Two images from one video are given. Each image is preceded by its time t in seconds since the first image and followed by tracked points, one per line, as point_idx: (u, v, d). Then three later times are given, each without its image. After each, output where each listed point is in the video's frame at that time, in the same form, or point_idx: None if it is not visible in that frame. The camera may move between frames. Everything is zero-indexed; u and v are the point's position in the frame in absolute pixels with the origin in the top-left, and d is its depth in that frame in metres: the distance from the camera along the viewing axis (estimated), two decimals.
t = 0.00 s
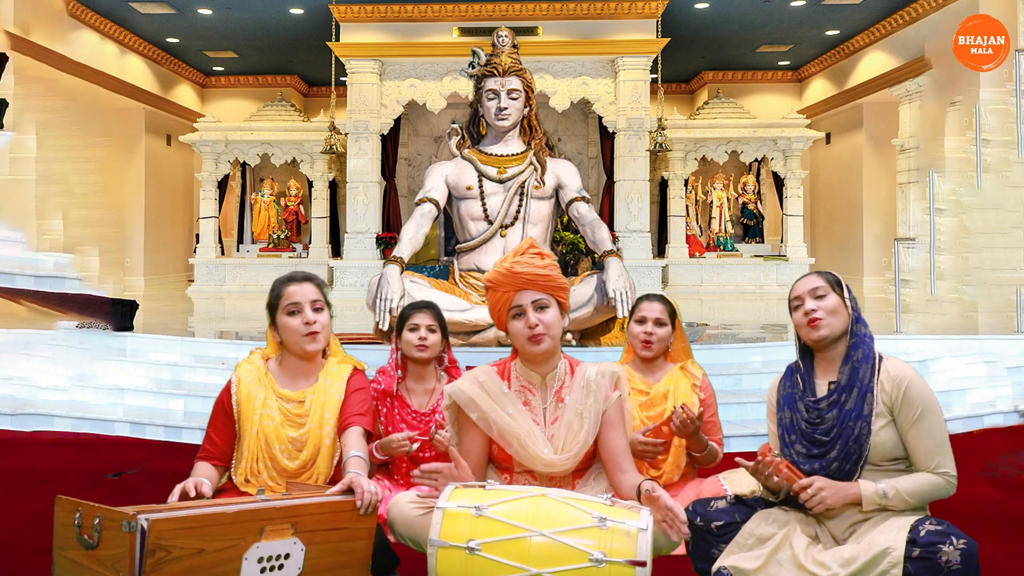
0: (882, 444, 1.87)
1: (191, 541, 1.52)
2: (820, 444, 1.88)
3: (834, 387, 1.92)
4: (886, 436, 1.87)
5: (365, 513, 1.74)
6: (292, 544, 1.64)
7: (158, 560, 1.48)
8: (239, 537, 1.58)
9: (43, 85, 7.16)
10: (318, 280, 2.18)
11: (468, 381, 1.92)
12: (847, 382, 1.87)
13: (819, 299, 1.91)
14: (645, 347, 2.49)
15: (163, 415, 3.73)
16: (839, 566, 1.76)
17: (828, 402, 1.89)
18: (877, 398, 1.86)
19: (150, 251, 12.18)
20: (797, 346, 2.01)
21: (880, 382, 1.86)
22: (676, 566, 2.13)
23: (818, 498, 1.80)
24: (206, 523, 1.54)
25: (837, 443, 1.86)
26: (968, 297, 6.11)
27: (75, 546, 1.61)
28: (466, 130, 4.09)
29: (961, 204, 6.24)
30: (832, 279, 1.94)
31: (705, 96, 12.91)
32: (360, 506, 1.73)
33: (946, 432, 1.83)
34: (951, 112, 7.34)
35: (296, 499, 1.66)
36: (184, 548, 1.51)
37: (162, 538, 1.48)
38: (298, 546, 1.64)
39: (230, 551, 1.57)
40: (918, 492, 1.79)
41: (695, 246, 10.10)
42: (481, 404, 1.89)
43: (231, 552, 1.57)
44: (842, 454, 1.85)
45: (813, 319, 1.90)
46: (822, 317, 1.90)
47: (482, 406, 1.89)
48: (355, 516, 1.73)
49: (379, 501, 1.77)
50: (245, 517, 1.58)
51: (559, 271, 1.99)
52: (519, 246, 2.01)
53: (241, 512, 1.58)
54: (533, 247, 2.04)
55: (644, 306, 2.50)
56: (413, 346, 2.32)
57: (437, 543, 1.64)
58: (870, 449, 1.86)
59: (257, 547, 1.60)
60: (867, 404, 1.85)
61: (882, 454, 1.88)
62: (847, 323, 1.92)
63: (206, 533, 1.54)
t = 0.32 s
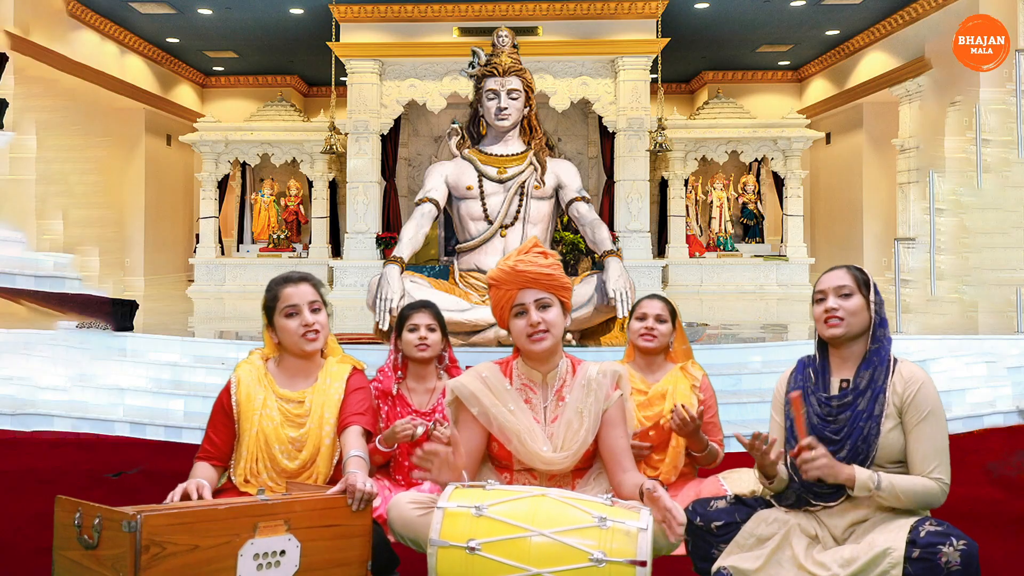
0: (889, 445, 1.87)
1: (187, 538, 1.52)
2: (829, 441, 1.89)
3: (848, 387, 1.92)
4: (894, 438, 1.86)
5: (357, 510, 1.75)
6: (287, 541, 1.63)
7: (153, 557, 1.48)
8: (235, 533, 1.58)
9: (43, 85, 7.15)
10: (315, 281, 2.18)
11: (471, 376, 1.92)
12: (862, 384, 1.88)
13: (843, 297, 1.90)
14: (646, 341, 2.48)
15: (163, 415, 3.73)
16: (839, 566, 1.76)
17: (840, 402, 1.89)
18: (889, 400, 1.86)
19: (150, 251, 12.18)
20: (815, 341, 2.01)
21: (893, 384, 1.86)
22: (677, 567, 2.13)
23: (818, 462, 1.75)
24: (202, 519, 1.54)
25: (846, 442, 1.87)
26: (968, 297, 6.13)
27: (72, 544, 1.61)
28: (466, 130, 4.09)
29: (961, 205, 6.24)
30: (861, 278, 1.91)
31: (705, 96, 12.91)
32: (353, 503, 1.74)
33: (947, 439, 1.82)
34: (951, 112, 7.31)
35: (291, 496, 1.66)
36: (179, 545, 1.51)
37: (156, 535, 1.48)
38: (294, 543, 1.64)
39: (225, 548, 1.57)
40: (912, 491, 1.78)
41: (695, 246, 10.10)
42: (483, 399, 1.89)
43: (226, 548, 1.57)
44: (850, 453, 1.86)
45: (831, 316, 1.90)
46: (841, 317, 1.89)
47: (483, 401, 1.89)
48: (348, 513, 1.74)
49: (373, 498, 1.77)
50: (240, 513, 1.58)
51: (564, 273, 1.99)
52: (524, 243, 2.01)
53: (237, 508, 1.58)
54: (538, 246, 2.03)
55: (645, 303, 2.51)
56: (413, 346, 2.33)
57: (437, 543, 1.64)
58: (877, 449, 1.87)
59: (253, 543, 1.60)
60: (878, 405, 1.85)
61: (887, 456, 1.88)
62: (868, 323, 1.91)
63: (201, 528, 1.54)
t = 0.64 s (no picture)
0: (892, 449, 1.86)
1: (192, 542, 1.52)
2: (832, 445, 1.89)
3: (853, 389, 1.92)
4: (897, 442, 1.86)
5: (365, 513, 1.74)
6: (292, 545, 1.64)
7: (158, 561, 1.48)
8: (240, 537, 1.58)
9: (43, 85, 7.15)
10: (312, 280, 2.18)
11: (467, 383, 1.92)
12: (869, 388, 1.87)
13: (856, 296, 1.89)
14: (645, 343, 2.48)
15: (163, 415, 3.73)
16: (840, 566, 1.76)
17: (844, 405, 1.89)
18: (893, 403, 1.86)
19: (150, 251, 12.18)
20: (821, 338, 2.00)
21: (898, 387, 1.86)
22: (677, 567, 2.13)
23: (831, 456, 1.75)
24: (205, 523, 1.54)
25: (851, 445, 1.87)
26: (968, 297, 6.14)
27: (76, 547, 1.61)
28: (466, 130, 4.08)
29: (961, 205, 6.23)
30: (877, 280, 1.90)
31: (705, 96, 12.91)
32: (360, 506, 1.73)
33: (954, 443, 1.83)
34: (952, 112, 7.32)
35: (295, 499, 1.65)
36: (184, 549, 1.51)
37: (162, 538, 1.48)
38: (298, 546, 1.64)
39: (230, 551, 1.57)
40: (920, 493, 1.79)
41: (695, 246, 10.10)
42: (481, 405, 1.89)
43: (231, 552, 1.57)
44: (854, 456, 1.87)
45: (841, 314, 1.90)
46: (851, 315, 1.89)
47: (481, 409, 1.89)
48: (355, 516, 1.73)
49: (380, 501, 1.77)
50: (245, 517, 1.58)
51: (570, 278, 1.99)
52: (532, 243, 2.00)
53: (241, 511, 1.58)
54: (547, 248, 2.03)
55: (645, 305, 2.50)
56: (412, 347, 2.32)
57: (437, 543, 1.64)
58: (881, 453, 1.86)
59: (257, 547, 1.60)
60: (883, 408, 1.86)
61: (891, 458, 1.87)
62: (878, 325, 1.90)
63: (206, 532, 1.54)
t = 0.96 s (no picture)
0: (888, 446, 1.87)
1: (187, 538, 1.52)
2: (827, 444, 1.88)
3: (846, 388, 1.92)
4: (892, 439, 1.87)
5: (357, 510, 1.74)
6: (287, 541, 1.63)
7: (153, 557, 1.48)
8: (235, 533, 1.58)
9: (44, 85, 7.13)
10: (313, 281, 2.18)
11: (467, 379, 1.91)
12: (861, 385, 1.88)
13: (847, 296, 1.90)
14: (646, 345, 2.48)
15: (163, 415, 3.73)
16: (839, 566, 1.76)
17: (837, 403, 1.89)
18: (886, 400, 1.86)
19: (150, 251, 12.18)
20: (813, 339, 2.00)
21: (890, 385, 1.86)
22: (677, 567, 2.13)
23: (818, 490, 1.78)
24: (201, 519, 1.54)
25: (845, 444, 1.86)
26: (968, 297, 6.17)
27: (72, 544, 1.61)
28: (466, 130, 4.08)
29: (962, 205, 6.23)
30: (864, 279, 1.91)
31: (705, 96, 12.91)
32: (353, 503, 1.73)
33: (949, 437, 1.83)
34: (952, 112, 7.46)
35: (291, 496, 1.66)
36: (179, 545, 1.51)
37: (157, 535, 1.48)
38: (293, 543, 1.64)
39: (225, 548, 1.57)
40: (917, 496, 1.79)
41: (695, 246, 10.10)
42: (480, 401, 1.89)
43: (227, 548, 1.57)
44: (849, 455, 1.86)
45: (834, 314, 1.90)
46: (844, 315, 1.89)
47: (479, 404, 1.89)
48: (348, 513, 1.73)
49: (372, 498, 1.76)
50: (239, 513, 1.58)
51: (591, 287, 1.97)
52: (569, 245, 1.99)
53: (236, 508, 1.58)
54: (580, 254, 2.01)
55: (646, 306, 2.50)
56: (412, 348, 2.33)
57: (436, 542, 1.64)
58: (876, 451, 1.87)
59: (252, 543, 1.60)
60: (876, 406, 1.85)
61: (888, 456, 1.88)
62: (869, 324, 1.91)
63: (200, 529, 1.54)
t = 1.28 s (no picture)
0: (879, 441, 1.86)
1: (192, 541, 1.52)
2: (820, 442, 1.88)
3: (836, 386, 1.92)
4: (884, 433, 1.86)
5: (365, 514, 1.74)
6: (292, 544, 1.64)
7: (159, 560, 1.48)
8: (240, 537, 1.58)
9: (44, 85, 7.12)
10: (314, 282, 2.18)
11: (467, 380, 1.91)
12: (849, 380, 1.88)
13: (821, 299, 1.90)
14: (639, 343, 2.50)
15: (163, 415, 3.73)
16: (840, 566, 1.76)
17: (829, 400, 1.89)
18: (875, 395, 1.86)
19: (150, 251, 12.19)
20: (798, 344, 2.00)
21: (878, 379, 1.87)
22: (677, 567, 2.13)
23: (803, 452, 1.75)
24: (207, 523, 1.54)
25: (838, 442, 1.86)
26: (968, 297, 6.17)
27: (76, 546, 1.61)
28: (466, 130, 4.08)
29: (962, 204, 6.24)
30: (835, 279, 1.92)
31: (705, 96, 12.91)
32: (360, 506, 1.73)
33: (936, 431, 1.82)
34: (952, 112, 7.48)
35: (295, 499, 1.65)
36: (184, 549, 1.51)
37: (162, 538, 1.48)
38: (298, 546, 1.65)
39: (229, 551, 1.57)
40: (899, 482, 1.77)
41: (695, 246, 10.10)
42: (478, 402, 1.89)
43: (231, 552, 1.57)
44: (842, 451, 1.86)
45: (815, 319, 1.90)
46: (825, 319, 1.89)
47: (478, 405, 1.88)
48: (355, 516, 1.73)
49: (380, 501, 1.77)
50: (245, 517, 1.58)
51: (598, 294, 1.96)
52: (579, 250, 1.99)
53: (241, 512, 1.58)
54: (591, 260, 2.01)
55: (641, 305, 2.51)
56: (415, 348, 2.33)
57: (437, 543, 1.64)
58: (868, 446, 1.86)
59: (257, 547, 1.60)
60: (865, 401, 1.85)
61: (879, 452, 1.87)
62: (850, 321, 1.92)
63: (206, 532, 1.54)
